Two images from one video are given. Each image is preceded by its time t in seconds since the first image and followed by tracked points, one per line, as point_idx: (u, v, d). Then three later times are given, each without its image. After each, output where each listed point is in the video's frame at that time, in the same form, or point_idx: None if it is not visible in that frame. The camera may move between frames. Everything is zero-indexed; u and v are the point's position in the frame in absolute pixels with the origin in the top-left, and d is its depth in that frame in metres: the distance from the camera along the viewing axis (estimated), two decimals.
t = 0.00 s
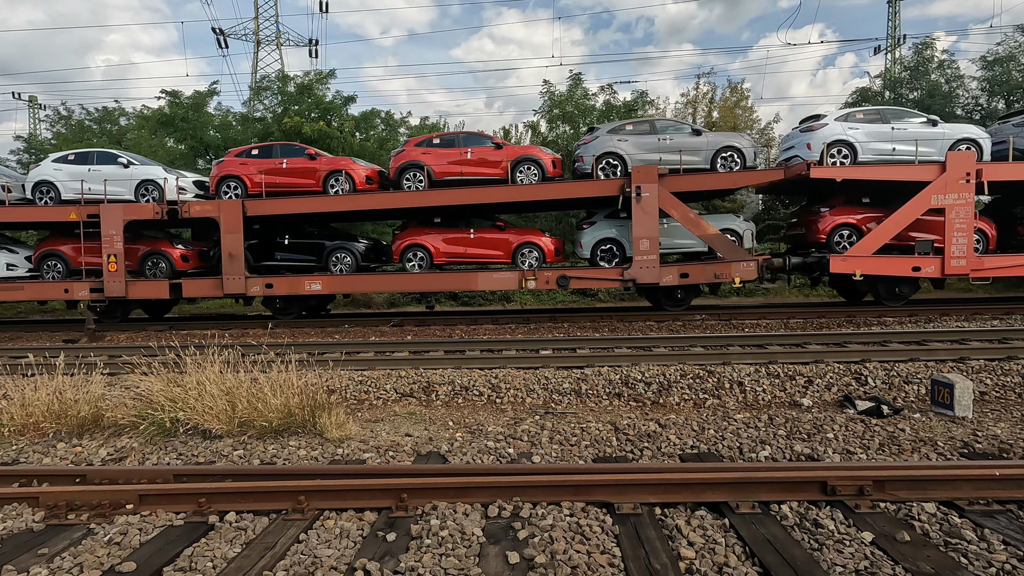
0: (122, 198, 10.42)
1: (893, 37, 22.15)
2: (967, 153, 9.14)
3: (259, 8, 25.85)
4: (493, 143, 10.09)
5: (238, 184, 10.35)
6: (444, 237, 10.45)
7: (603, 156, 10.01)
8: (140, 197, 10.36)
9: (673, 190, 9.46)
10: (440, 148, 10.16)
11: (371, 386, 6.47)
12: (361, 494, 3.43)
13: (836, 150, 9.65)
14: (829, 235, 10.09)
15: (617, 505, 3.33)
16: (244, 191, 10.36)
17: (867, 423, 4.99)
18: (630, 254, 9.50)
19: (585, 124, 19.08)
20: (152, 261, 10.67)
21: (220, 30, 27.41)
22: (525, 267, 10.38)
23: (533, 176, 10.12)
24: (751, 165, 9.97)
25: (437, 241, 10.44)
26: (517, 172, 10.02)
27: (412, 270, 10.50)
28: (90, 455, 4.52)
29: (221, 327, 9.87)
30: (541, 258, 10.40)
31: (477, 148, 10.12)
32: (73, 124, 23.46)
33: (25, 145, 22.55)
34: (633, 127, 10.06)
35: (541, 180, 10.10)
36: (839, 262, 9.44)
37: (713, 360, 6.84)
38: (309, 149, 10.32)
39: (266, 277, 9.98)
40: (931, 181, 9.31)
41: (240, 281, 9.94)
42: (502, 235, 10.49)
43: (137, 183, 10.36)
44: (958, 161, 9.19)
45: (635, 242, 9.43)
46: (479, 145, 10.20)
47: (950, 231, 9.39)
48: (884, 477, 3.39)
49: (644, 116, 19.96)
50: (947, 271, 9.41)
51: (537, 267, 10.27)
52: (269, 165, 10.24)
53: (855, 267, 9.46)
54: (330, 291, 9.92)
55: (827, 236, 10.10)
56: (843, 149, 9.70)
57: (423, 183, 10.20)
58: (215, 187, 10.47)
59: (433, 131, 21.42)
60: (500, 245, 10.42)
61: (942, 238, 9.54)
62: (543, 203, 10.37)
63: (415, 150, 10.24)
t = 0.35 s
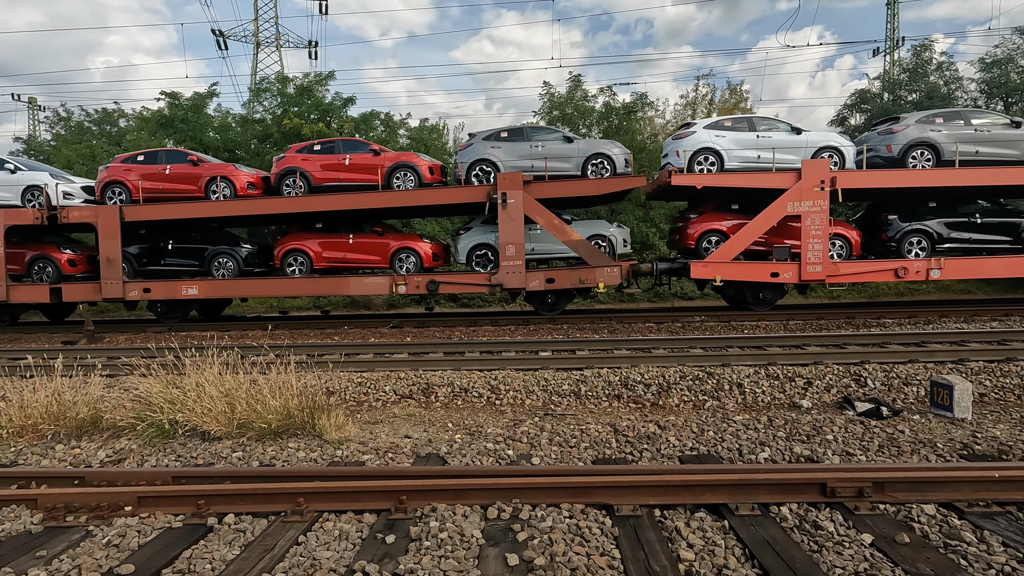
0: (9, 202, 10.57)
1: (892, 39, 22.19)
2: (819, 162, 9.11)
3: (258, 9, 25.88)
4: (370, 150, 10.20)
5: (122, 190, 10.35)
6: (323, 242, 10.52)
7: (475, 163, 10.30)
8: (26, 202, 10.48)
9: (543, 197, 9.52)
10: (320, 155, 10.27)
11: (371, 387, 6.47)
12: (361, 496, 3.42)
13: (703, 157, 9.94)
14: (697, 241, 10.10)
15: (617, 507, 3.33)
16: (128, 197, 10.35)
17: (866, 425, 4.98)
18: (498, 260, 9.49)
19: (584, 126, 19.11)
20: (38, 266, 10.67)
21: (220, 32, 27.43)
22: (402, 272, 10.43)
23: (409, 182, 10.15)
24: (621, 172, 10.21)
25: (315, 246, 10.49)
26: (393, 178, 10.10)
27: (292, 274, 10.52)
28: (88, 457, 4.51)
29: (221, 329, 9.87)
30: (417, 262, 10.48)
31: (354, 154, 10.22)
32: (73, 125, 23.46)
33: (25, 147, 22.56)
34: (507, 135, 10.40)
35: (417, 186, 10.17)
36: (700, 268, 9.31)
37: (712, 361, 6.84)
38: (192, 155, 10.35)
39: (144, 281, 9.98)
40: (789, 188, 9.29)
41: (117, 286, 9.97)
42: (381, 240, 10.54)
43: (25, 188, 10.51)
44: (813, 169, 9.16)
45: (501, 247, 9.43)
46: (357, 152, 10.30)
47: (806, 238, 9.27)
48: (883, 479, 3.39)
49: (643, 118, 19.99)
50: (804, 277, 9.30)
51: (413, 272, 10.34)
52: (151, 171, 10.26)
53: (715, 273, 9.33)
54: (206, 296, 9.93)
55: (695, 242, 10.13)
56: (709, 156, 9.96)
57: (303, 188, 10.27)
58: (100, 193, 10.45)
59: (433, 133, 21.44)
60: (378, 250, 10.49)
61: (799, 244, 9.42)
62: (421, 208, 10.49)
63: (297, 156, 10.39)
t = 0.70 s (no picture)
0: None
1: (890, 41, 22.25)
2: (680, 169, 9.23)
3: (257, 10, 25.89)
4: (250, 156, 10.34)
5: (8, 195, 10.44)
6: (204, 246, 10.74)
7: (352, 169, 10.44)
8: None
9: (411, 204, 9.86)
10: (203, 160, 10.39)
11: (369, 389, 6.46)
12: (359, 498, 3.41)
13: (573, 164, 10.08)
14: (568, 246, 10.33)
15: (616, 508, 3.33)
16: (14, 201, 10.45)
17: (864, 426, 4.99)
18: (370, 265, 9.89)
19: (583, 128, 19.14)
20: None
21: (219, 33, 27.40)
22: (282, 276, 10.60)
23: (288, 187, 10.28)
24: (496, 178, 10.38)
25: (196, 249, 10.71)
26: (272, 184, 10.26)
27: (175, 278, 10.74)
28: (87, 459, 4.50)
29: (220, 330, 9.86)
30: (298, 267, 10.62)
31: (235, 160, 10.36)
32: (71, 126, 23.42)
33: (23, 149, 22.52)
34: (385, 141, 10.43)
35: (297, 192, 10.31)
36: (564, 272, 9.52)
37: (711, 363, 6.83)
38: (77, 160, 10.41)
39: (24, 285, 10.15)
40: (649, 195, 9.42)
41: None
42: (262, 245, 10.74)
43: None
44: (672, 177, 9.27)
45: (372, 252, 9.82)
46: (239, 157, 10.43)
47: (668, 243, 9.36)
48: (882, 480, 3.39)
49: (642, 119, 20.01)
50: (664, 282, 9.38)
51: (293, 276, 10.48)
52: (37, 176, 10.36)
53: (578, 278, 9.53)
54: (86, 300, 10.12)
55: (567, 247, 10.35)
56: (581, 163, 10.11)
57: (185, 192, 10.36)
58: None
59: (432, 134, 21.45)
60: (258, 255, 10.68)
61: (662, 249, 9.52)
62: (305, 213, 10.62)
63: (181, 161, 10.48)
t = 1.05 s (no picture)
0: None
1: (888, 42, 22.28)
2: (543, 174, 9.32)
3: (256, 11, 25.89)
4: (132, 162, 10.44)
5: None
6: (91, 251, 10.94)
7: (233, 175, 10.59)
8: None
9: (287, 208, 9.97)
10: (88, 166, 10.52)
11: (369, 390, 6.46)
12: (357, 499, 3.41)
13: (448, 170, 10.45)
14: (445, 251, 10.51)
15: (615, 509, 3.33)
16: None
17: (863, 426, 5.00)
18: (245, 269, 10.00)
19: (582, 129, 19.15)
20: None
21: (217, 34, 27.35)
22: (166, 280, 10.72)
23: (171, 192, 10.37)
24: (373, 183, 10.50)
25: (84, 255, 10.93)
26: (154, 189, 10.37)
27: (62, 283, 10.97)
28: (85, 460, 4.50)
29: (218, 331, 9.84)
30: (180, 271, 10.71)
31: (118, 166, 10.47)
32: (69, 127, 23.39)
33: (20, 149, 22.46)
34: (266, 146, 10.59)
35: (179, 196, 10.41)
36: (432, 277, 9.70)
37: (710, 364, 6.84)
38: None
39: None
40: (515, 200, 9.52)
41: None
42: (145, 249, 10.84)
43: None
44: (536, 182, 9.36)
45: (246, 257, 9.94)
46: (123, 163, 10.54)
47: (532, 248, 9.45)
48: (880, 481, 3.40)
49: (640, 120, 20.02)
50: (531, 286, 9.49)
51: (175, 280, 10.58)
52: None
53: (447, 282, 9.71)
54: None
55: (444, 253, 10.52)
56: (455, 169, 10.45)
57: (70, 198, 10.49)
58: None
59: (430, 135, 21.45)
60: (141, 258, 10.79)
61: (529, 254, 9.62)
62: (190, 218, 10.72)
63: (67, 168, 10.61)
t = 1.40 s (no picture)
0: None
1: (886, 43, 22.34)
2: (412, 180, 9.35)
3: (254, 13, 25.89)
4: (16, 167, 10.39)
5: None
6: None
7: (114, 180, 10.49)
8: None
9: (164, 213, 9.94)
10: None
11: (368, 391, 6.46)
12: (355, 500, 3.41)
13: (325, 176, 10.43)
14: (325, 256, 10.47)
15: (614, 510, 3.33)
16: None
17: (862, 428, 5.01)
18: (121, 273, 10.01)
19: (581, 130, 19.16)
20: None
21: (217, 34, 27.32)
22: (50, 283, 10.73)
23: (56, 197, 10.39)
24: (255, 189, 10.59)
25: None
26: (38, 194, 10.36)
27: None
28: (83, 462, 4.48)
29: (217, 332, 9.84)
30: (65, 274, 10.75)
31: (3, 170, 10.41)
32: (68, 127, 23.38)
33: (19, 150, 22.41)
34: (148, 152, 10.51)
35: (64, 201, 10.43)
36: (304, 281, 9.68)
37: (708, 365, 6.85)
38: None
39: None
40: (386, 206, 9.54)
41: None
42: (30, 254, 10.83)
43: None
44: (406, 187, 9.37)
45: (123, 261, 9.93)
46: (9, 167, 10.48)
47: (401, 253, 9.50)
48: (878, 481, 3.40)
49: (639, 121, 20.04)
50: (399, 291, 9.57)
51: (58, 285, 10.61)
52: None
53: (318, 286, 9.70)
54: None
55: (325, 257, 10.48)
56: (332, 175, 10.45)
57: None
58: None
59: (429, 136, 21.45)
60: (26, 263, 10.77)
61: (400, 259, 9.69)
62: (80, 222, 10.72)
63: None
